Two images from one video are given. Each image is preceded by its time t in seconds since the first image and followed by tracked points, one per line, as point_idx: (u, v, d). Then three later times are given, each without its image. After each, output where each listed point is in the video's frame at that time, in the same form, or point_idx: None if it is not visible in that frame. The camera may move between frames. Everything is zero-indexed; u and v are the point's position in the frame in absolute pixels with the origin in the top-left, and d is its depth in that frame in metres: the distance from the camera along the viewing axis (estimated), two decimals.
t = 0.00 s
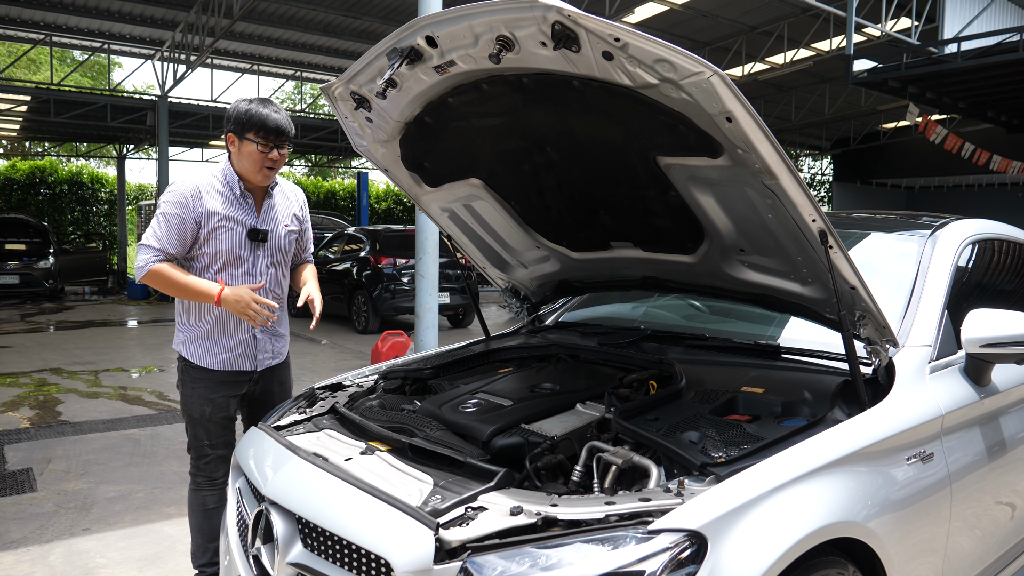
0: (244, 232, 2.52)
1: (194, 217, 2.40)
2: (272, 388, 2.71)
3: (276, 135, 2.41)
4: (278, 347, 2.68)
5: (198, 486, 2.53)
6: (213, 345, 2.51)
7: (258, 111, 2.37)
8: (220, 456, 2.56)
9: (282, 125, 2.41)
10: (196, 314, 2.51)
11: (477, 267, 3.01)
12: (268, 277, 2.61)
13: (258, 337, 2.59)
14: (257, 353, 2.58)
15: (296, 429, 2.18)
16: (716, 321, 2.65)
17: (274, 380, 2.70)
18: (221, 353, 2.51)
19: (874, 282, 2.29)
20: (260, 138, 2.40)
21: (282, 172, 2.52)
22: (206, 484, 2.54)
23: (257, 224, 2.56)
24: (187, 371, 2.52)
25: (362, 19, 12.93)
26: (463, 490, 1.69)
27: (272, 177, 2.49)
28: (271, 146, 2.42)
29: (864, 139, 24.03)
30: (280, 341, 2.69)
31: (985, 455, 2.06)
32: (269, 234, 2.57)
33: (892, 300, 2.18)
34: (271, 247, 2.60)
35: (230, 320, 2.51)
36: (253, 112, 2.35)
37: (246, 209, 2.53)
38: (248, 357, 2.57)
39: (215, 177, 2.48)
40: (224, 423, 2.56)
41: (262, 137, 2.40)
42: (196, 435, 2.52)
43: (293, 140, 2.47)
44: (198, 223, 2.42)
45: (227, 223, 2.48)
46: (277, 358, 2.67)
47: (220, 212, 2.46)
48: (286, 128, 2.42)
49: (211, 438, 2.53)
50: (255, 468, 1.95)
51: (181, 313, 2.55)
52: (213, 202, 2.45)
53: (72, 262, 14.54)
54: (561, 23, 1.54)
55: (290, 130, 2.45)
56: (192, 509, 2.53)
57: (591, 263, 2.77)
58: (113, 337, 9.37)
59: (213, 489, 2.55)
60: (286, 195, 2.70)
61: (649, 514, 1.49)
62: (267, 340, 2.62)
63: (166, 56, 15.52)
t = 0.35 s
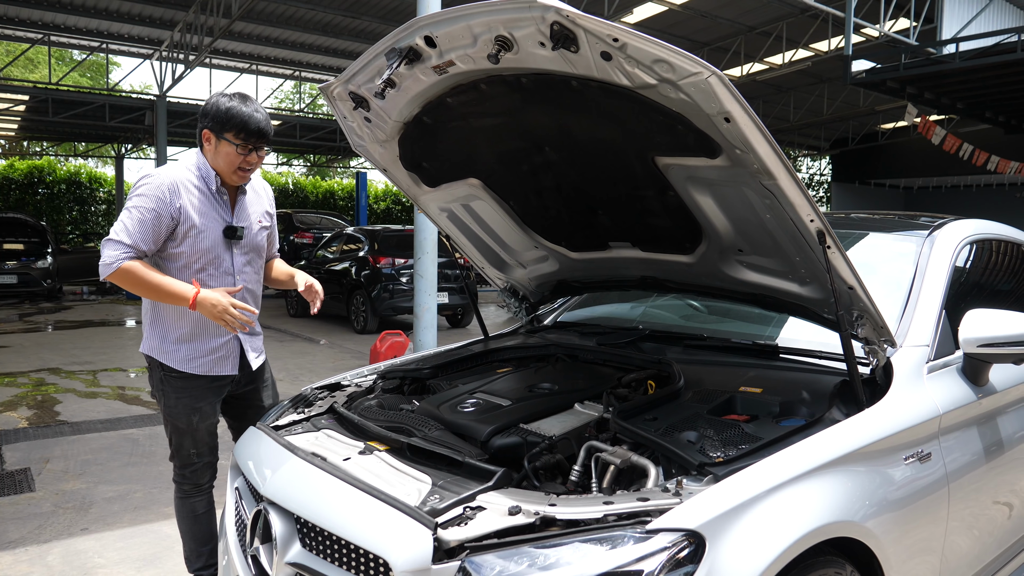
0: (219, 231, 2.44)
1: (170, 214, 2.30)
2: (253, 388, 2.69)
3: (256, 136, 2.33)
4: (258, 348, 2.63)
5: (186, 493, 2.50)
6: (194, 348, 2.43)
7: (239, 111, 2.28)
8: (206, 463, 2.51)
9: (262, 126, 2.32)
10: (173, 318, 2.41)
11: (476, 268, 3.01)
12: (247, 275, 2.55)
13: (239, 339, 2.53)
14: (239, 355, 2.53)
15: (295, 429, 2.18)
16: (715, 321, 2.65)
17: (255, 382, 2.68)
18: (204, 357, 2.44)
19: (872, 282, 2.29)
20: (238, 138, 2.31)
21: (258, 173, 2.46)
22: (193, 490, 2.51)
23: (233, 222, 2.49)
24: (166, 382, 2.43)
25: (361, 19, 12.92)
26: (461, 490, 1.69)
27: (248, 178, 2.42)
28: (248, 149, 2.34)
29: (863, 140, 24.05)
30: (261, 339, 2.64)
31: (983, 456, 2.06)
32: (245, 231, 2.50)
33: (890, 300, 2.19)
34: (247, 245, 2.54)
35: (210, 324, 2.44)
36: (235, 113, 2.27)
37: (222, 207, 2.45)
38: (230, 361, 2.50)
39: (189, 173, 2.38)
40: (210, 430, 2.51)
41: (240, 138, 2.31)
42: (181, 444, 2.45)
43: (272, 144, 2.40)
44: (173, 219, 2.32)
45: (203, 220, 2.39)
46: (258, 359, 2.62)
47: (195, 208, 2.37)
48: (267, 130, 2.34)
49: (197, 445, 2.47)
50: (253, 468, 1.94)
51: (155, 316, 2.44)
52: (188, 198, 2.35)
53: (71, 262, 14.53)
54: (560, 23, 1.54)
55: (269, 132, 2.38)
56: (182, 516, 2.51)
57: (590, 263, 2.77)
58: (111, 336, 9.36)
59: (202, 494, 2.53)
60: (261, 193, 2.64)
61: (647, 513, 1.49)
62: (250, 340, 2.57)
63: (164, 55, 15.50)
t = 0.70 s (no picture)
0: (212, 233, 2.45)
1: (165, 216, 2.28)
2: (246, 388, 2.69)
3: (244, 137, 2.32)
4: (246, 348, 2.64)
5: (179, 497, 2.50)
6: (186, 352, 2.42)
7: (225, 111, 2.28)
8: (199, 467, 2.51)
9: (250, 125, 2.32)
10: (162, 322, 2.39)
11: (473, 268, 3.01)
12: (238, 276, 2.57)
13: (228, 340, 2.54)
14: (229, 357, 2.54)
15: (292, 429, 2.18)
16: (711, 321, 2.65)
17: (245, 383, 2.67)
18: (196, 361, 2.44)
19: (869, 282, 2.30)
20: (225, 138, 2.31)
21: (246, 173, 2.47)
22: (187, 494, 2.51)
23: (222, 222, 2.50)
24: (157, 387, 2.42)
25: (359, 18, 12.92)
26: (458, 490, 1.70)
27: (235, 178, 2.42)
28: (237, 148, 2.34)
29: (861, 140, 24.08)
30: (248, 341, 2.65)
31: (980, 455, 2.07)
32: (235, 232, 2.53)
33: (887, 300, 2.19)
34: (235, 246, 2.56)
35: (202, 327, 2.45)
36: (222, 113, 2.26)
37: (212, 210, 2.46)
38: (221, 363, 2.52)
39: (179, 175, 2.37)
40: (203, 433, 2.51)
41: (227, 138, 2.31)
42: (173, 448, 2.45)
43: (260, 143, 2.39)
44: (169, 221, 2.30)
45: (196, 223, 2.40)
46: (246, 360, 2.64)
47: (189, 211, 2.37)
48: (255, 130, 2.34)
49: (189, 449, 2.47)
50: (249, 469, 1.94)
51: (143, 320, 2.41)
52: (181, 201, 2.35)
53: (68, 262, 14.52)
54: (557, 23, 1.54)
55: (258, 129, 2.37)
56: (176, 519, 2.50)
57: (587, 263, 2.77)
58: (109, 337, 9.35)
59: (196, 497, 2.53)
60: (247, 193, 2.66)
61: (644, 513, 1.49)
62: (239, 342, 2.58)
63: (162, 55, 15.50)
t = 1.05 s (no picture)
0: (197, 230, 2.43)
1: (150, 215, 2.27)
2: (243, 389, 2.69)
3: (216, 123, 2.30)
4: (242, 346, 2.63)
5: (177, 498, 2.49)
6: (180, 351, 2.42)
7: (193, 99, 2.25)
8: (197, 467, 2.51)
9: (221, 109, 2.30)
10: (154, 321, 2.38)
11: (471, 268, 3.01)
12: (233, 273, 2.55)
13: (223, 339, 2.53)
14: (224, 355, 2.53)
15: (289, 429, 2.18)
16: (709, 320, 2.65)
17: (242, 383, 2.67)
18: (191, 360, 2.44)
19: (867, 282, 2.30)
20: (199, 127, 2.29)
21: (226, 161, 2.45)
22: (184, 494, 2.50)
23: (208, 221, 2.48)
24: (152, 387, 2.42)
25: (357, 18, 12.91)
26: (455, 490, 1.69)
27: (215, 167, 2.41)
28: (212, 136, 2.32)
29: (859, 140, 24.10)
30: (244, 339, 2.64)
31: (977, 455, 2.07)
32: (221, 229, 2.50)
33: (885, 299, 2.19)
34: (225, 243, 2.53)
35: (196, 325, 2.44)
36: (191, 101, 2.23)
37: (195, 205, 2.44)
38: (216, 362, 2.51)
39: (158, 174, 2.36)
40: (200, 433, 2.51)
41: (201, 126, 2.29)
42: (170, 447, 2.44)
43: (236, 129, 2.37)
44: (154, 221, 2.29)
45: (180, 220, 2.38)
46: (243, 358, 2.63)
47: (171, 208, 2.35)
48: (226, 114, 2.31)
49: (186, 449, 2.46)
50: (246, 469, 1.94)
51: (136, 321, 2.41)
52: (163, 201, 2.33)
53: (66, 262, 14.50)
54: (554, 22, 1.54)
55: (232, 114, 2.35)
56: (173, 519, 2.50)
57: (584, 263, 2.77)
58: (107, 337, 9.34)
59: (193, 498, 2.53)
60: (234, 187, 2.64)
61: (641, 513, 1.49)
62: (234, 340, 2.57)
63: (160, 55, 15.49)
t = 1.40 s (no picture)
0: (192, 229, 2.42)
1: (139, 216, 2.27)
2: (241, 390, 2.68)
3: (198, 117, 2.29)
4: (243, 345, 2.63)
5: (175, 496, 2.49)
6: (180, 351, 2.42)
7: (175, 97, 2.24)
8: (195, 465, 2.50)
9: (202, 106, 2.29)
10: (150, 322, 2.39)
11: (469, 267, 3.00)
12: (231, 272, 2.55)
13: (222, 338, 2.52)
14: (224, 354, 2.52)
15: (288, 429, 2.18)
16: (708, 320, 2.65)
17: (242, 383, 2.66)
18: (190, 359, 2.43)
19: (866, 282, 2.30)
20: (183, 125, 2.28)
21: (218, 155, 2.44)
22: (183, 493, 2.50)
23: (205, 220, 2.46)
24: (151, 386, 2.41)
25: (355, 18, 12.90)
26: (454, 490, 1.69)
27: (208, 162, 2.39)
28: (197, 131, 2.31)
29: (857, 140, 24.12)
30: (245, 338, 2.63)
31: (976, 454, 2.07)
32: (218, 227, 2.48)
33: (884, 298, 2.19)
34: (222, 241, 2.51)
35: (194, 324, 2.44)
36: (171, 100, 2.22)
37: (192, 204, 2.44)
38: (216, 360, 2.50)
39: (149, 174, 2.36)
40: (197, 431, 2.50)
41: (185, 124, 2.28)
42: (167, 446, 2.44)
43: (220, 119, 2.37)
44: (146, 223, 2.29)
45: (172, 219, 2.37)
46: (243, 356, 2.62)
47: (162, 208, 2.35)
48: (209, 109, 2.31)
49: (184, 448, 2.46)
50: (245, 469, 1.94)
51: (134, 321, 2.41)
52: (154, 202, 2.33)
53: (64, 262, 14.47)
54: (553, 21, 1.54)
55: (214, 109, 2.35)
56: (172, 518, 2.49)
57: (583, 263, 2.77)
58: (105, 337, 9.33)
59: (191, 497, 2.52)
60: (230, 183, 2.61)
61: (641, 513, 1.49)
62: (234, 339, 2.56)
63: (158, 55, 15.48)
